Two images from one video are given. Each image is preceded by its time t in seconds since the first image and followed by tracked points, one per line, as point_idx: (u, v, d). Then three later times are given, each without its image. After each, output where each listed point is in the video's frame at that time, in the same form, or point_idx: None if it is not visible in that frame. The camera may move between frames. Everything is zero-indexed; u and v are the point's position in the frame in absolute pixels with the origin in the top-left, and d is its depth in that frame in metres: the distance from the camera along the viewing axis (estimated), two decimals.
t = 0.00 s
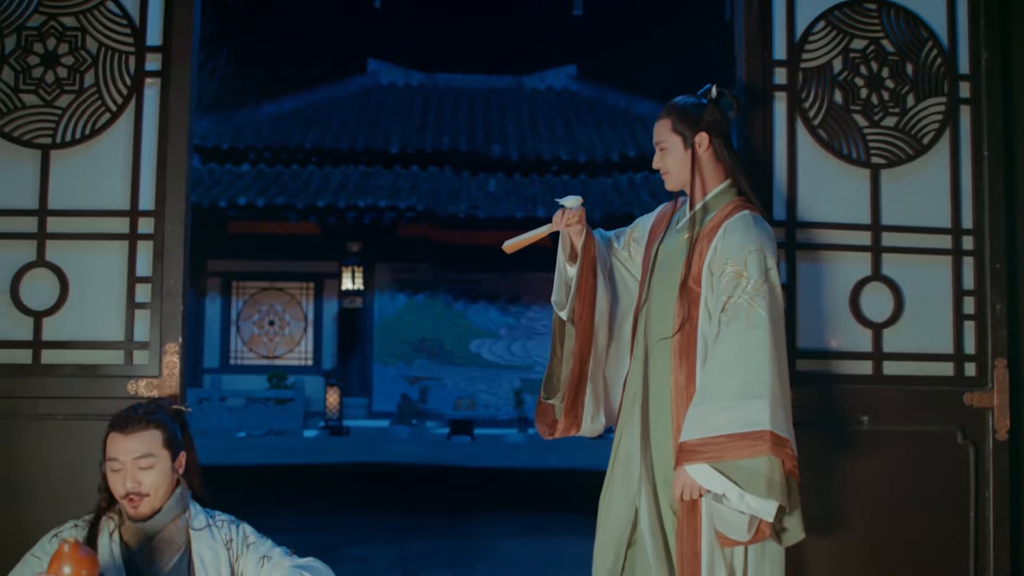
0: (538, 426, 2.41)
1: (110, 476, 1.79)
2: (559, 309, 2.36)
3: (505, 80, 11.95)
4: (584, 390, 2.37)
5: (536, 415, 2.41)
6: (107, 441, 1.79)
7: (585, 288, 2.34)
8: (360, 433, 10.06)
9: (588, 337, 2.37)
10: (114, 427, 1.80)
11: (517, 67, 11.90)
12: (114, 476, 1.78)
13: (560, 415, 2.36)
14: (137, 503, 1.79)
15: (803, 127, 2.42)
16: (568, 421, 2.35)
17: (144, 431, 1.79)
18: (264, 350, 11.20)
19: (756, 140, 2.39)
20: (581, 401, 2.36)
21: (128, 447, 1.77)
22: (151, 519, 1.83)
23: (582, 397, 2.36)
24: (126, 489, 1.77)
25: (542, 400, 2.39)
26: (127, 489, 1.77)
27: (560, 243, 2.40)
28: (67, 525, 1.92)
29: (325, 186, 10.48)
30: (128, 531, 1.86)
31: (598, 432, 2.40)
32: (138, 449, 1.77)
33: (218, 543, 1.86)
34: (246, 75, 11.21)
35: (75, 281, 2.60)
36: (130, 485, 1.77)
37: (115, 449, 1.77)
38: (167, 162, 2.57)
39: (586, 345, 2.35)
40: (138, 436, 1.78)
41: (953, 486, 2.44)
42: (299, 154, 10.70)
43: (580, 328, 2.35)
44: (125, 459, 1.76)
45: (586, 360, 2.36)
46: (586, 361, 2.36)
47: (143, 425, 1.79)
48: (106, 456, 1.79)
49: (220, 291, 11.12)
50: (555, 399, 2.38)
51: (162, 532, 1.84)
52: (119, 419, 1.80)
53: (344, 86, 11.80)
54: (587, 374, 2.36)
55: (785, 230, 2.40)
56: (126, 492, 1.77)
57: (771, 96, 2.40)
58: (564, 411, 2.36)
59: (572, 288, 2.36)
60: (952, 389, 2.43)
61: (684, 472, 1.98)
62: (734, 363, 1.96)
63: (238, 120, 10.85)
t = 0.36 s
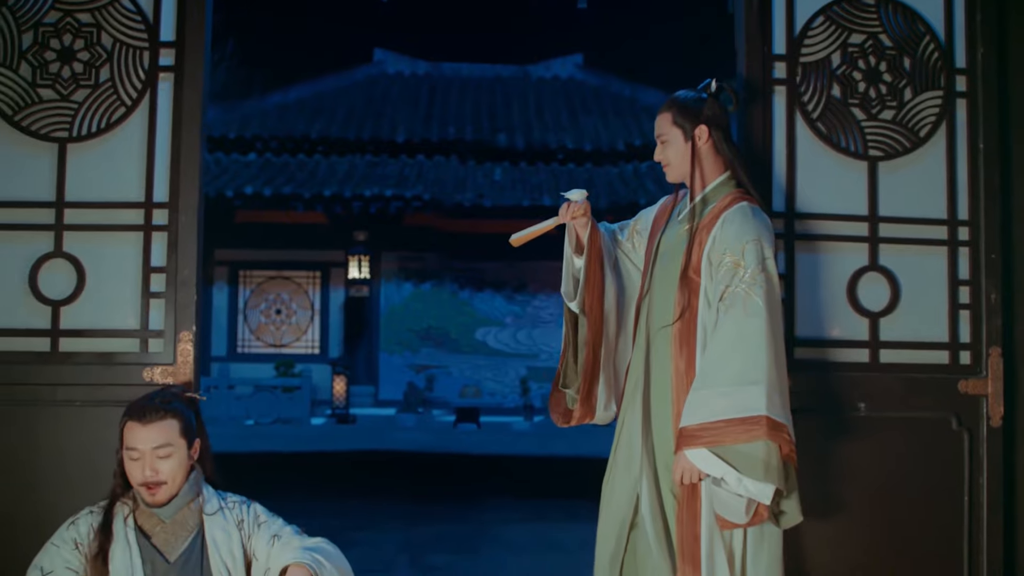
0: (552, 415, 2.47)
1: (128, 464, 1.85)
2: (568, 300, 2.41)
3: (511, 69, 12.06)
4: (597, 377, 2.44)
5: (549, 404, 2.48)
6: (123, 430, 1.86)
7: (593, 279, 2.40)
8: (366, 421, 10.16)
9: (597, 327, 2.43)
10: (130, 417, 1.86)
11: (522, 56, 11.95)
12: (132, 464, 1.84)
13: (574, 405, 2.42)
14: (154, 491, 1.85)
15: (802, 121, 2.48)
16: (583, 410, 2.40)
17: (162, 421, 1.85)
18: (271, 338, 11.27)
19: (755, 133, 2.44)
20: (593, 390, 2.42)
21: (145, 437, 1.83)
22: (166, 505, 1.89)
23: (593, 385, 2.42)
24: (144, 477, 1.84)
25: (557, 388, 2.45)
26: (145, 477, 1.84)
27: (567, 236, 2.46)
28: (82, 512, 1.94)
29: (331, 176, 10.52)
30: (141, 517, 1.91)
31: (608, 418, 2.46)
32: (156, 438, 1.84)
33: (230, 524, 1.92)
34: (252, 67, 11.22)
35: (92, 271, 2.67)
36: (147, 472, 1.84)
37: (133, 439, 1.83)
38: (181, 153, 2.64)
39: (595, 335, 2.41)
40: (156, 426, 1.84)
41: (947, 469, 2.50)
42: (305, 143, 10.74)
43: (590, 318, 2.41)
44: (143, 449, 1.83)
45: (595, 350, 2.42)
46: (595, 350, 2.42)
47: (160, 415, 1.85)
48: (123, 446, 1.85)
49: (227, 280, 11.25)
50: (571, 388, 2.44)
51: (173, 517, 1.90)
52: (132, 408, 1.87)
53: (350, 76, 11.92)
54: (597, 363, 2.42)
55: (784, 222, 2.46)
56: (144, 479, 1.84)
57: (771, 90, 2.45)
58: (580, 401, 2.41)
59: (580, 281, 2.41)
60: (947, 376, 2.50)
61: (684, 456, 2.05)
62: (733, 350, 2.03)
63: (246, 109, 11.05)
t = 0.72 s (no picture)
0: (550, 401, 2.54)
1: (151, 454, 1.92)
2: (570, 289, 2.48)
3: (517, 60, 12.09)
4: (596, 365, 2.50)
5: (548, 390, 2.54)
6: (146, 421, 1.92)
7: (594, 268, 2.47)
8: (373, 410, 10.25)
9: (598, 316, 2.49)
10: (153, 409, 1.91)
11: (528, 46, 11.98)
12: (155, 454, 1.91)
13: (571, 390, 2.49)
14: (176, 480, 1.94)
15: (802, 116, 2.53)
16: (578, 396, 2.48)
17: (185, 416, 1.91)
18: (279, 328, 11.34)
19: (756, 128, 2.50)
20: (592, 377, 2.48)
21: (170, 431, 1.90)
22: (183, 489, 1.97)
23: (592, 373, 2.49)
24: (166, 468, 1.92)
25: (556, 375, 2.52)
26: (168, 470, 1.91)
27: (570, 226, 2.52)
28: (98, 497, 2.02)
29: (338, 167, 10.52)
30: (157, 503, 1.98)
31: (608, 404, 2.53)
32: (179, 433, 1.91)
33: (241, 505, 1.99)
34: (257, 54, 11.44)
35: (109, 262, 2.74)
36: (170, 464, 1.91)
37: (159, 433, 1.90)
38: (195, 147, 2.70)
39: (596, 324, 2.48)
40: (179, 421, 1.90)
41: (943, 456, 2.56)
42: (312, 134, 10.80)
43: (590, 307, 2.48)
44: (167, 442, 1.90)
45: (595, 338, 2.49)
46: (595, 338, 2.49)
47: (184, 410, 1.91)
48: (146, 436, 1.92)
49: (234, 270, 11.35)
50: (567, 374, 2.50)
51: (186, 500, 1.97)
52: (155, 401, 1.91)
53: (357, 66, 11.95)
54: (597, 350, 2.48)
55: (783, 214, 2.52)
56: (166, 470, 1.92)
57: (771, 85, 2.51)
58: (576, 386, 2.48)
59: (582, 269, 2.48)
60: (943, 365, 2.56)
61: (685, 443, 2.11)
62: (733, 340, 2.09)
63: (253, 99, 11.09)
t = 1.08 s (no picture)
0: (555, 390, 2.61)
1: (167, 444, 1.97)
2: (574, 280, 2.54)
3: (522, 52, 12.15)
4: (599, 355, 2.57)
5: (552, 378, 2.61)
6: (162, 412, 1.96)
7: (598, 260, 2.53)
8: (379, 401, 10.33)
9: (601, 306, 2.56)
10: (169, 401, 1.95)
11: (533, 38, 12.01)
12: (172, 444, 1.97)
13: (575, 379, 2.55)
14: (193, 467, 2.00)
15: (800, 111, 2.59)
16: (583, 384, 2.54)
17: (200, 407, 1.96)
18: (285, 319, 11.36)
19: (755, 123, 2.56)
20: (595, 366, 2.55)
21: (186, 423, 1.95)
22: (197, 475, 2.04)
23: (595, 362, 2.55)
24: (184, 456, 1.97)
25: (560, 364, 2.59)
26: (186, 459, 1.97)
27: (575, 219, 2.59)
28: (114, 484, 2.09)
29: (344, 159, 10.54)
30: (170, 489, 2.05)
31: (610, 393, 2.60)
32: (195, 424, 1.96)
33: (253, 491, 2.05)
34: (263, 47, 11.46)
35: (123, 255, 2.82)
36: (187, 453, 1.97)
37: (176, 425, 1.94)
38: (207, 142, 2.77)
39: (599, 315, 2.54)
40: (195, 412, 1.95)
41: (938, 444, 2.63)
42: (318, 126, 10.84)
43: (593, 298, 2.54)
44: (185, 434, 1.95)
45: (598, 327, 2.55)
46: (599, 328, 2.55)
47: (199, 401, 1.95)
48: (163, 427, 1.96)
49: (241, 262, 11.45)
50: (572, 363, 2.57)
51: (200, 485, 2.04)
52: (169, 395, 1.95)
53: (362, 58, 11.99)
54: (600, 340, 2.55)
55: (782, 208, 2.58)
56: (183, 458, 1.98)
57: (770, 81, 2.57)
58: (580, 375, 2.54)
59: (586, 261, 2.54)
60: (937, 355, 2.62)
61: (686, 431, 2.18)
62: (732, 330, 2.15)
63: (259, 91, 11.15)
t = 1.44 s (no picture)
0: (557, 379, 2.67)
1: (199, 428, 2.04)
2: (576, 272, 2.60)
3: (527, 44, 12.20)
4: (600, 345, 2.63)
5: (555, 368, 2.67)
6: (194, 396, 2.02)
7: (600, 253, 2.58)
8: (385, 392, 10.39)
9: (603, 297, 2.62)
10: (200, 385, 2.03)
11: (538, 30, 12.03)
12: (204, 426, 2.03)
13: (577, 368, 2.61)
14: (223, 450, 2.07)
15: (799, 108, 2.65)
16: (585, 374, 2.60)
17: (231, 389, 2.05)
18: (291, 311, 11.44)
19: (755, 119, 2.61)
20: (596, 356, 2.61)
21: (220, 405, 2.03)
22: (209, 461, 2.10)
23: (596, 352, 2.61)
24: (216, 438, 2.05)
25: (562, 354, 2.65)
26: (219, 440, 2.05)
27: (577, 213, 2.64)
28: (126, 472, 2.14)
29: (349, 150, 10.63)
30: (182, 475, 2.11)
31: (612, 381, 2.67)
32: (228, 405, 2.04)
33: (261, 475, 2.11)
34: (269, 40, 11.38)
35: (137, 248, 2.88)
36: (219, 435, 2.04)
37: (211, 407, 2.02)
38: (218, 138, 2.83)
39: (601, 306, 2.60)
40: (228, 394, 2.04)
41: (932, 431, 2.68)
42: (324, 118, 10.86)
43: (595, 290, 2.60)
44: (220, 415, 2.02)
45: (600, 318, 2.61)
46: (600, 319, 2.61)
47: (230, 383, 2.05)
48: (195, 411, 2.02)
49: (248, 253, 11.45)
50: (574, 353, 2.63)
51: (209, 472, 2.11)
52: (201, 379, 2.03)
53: (367, 51, 12.03)
54: (602, 330, 2.61)
55: (781, 202, 2.64)
56: (215, 439, 2.05)
57: (769, 78, 2.63)
58: (582, 365, 2.60)
59: (588, 253, 2.59)
60: (933, 346, 2.68)
61: (686, 420, 2.24)
62: (731, 321, 2.21)
63: (265, 83, 11.20)
